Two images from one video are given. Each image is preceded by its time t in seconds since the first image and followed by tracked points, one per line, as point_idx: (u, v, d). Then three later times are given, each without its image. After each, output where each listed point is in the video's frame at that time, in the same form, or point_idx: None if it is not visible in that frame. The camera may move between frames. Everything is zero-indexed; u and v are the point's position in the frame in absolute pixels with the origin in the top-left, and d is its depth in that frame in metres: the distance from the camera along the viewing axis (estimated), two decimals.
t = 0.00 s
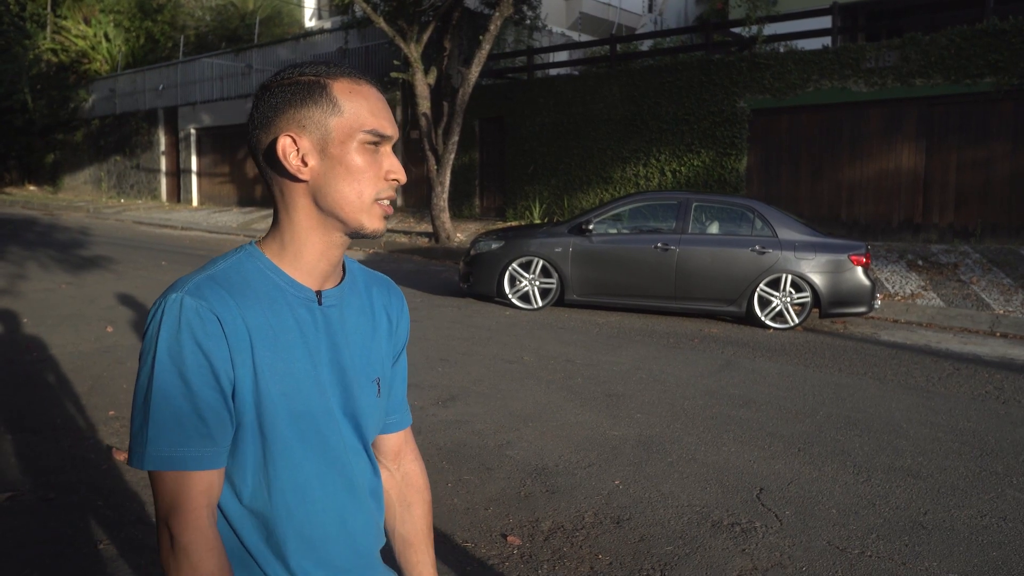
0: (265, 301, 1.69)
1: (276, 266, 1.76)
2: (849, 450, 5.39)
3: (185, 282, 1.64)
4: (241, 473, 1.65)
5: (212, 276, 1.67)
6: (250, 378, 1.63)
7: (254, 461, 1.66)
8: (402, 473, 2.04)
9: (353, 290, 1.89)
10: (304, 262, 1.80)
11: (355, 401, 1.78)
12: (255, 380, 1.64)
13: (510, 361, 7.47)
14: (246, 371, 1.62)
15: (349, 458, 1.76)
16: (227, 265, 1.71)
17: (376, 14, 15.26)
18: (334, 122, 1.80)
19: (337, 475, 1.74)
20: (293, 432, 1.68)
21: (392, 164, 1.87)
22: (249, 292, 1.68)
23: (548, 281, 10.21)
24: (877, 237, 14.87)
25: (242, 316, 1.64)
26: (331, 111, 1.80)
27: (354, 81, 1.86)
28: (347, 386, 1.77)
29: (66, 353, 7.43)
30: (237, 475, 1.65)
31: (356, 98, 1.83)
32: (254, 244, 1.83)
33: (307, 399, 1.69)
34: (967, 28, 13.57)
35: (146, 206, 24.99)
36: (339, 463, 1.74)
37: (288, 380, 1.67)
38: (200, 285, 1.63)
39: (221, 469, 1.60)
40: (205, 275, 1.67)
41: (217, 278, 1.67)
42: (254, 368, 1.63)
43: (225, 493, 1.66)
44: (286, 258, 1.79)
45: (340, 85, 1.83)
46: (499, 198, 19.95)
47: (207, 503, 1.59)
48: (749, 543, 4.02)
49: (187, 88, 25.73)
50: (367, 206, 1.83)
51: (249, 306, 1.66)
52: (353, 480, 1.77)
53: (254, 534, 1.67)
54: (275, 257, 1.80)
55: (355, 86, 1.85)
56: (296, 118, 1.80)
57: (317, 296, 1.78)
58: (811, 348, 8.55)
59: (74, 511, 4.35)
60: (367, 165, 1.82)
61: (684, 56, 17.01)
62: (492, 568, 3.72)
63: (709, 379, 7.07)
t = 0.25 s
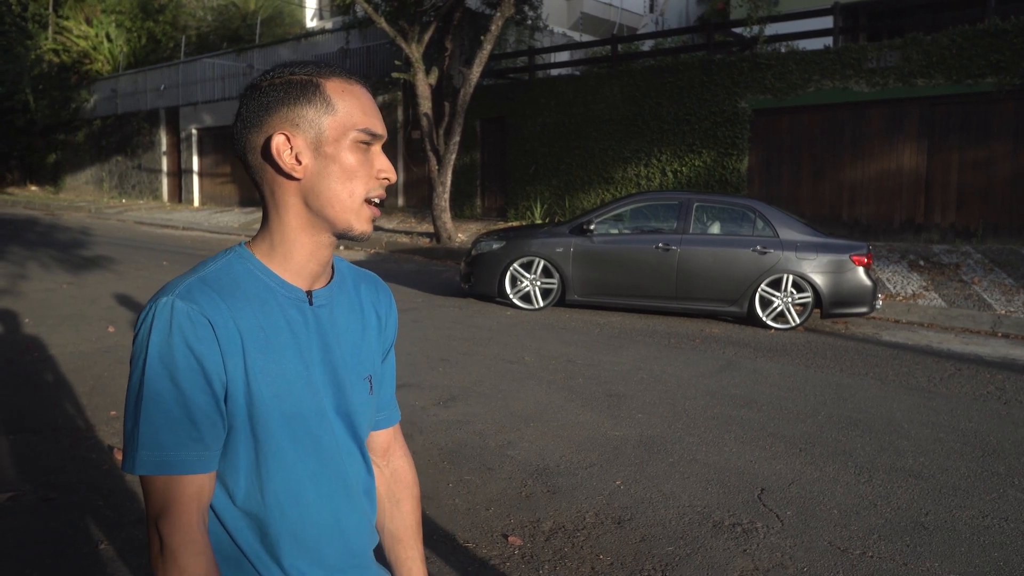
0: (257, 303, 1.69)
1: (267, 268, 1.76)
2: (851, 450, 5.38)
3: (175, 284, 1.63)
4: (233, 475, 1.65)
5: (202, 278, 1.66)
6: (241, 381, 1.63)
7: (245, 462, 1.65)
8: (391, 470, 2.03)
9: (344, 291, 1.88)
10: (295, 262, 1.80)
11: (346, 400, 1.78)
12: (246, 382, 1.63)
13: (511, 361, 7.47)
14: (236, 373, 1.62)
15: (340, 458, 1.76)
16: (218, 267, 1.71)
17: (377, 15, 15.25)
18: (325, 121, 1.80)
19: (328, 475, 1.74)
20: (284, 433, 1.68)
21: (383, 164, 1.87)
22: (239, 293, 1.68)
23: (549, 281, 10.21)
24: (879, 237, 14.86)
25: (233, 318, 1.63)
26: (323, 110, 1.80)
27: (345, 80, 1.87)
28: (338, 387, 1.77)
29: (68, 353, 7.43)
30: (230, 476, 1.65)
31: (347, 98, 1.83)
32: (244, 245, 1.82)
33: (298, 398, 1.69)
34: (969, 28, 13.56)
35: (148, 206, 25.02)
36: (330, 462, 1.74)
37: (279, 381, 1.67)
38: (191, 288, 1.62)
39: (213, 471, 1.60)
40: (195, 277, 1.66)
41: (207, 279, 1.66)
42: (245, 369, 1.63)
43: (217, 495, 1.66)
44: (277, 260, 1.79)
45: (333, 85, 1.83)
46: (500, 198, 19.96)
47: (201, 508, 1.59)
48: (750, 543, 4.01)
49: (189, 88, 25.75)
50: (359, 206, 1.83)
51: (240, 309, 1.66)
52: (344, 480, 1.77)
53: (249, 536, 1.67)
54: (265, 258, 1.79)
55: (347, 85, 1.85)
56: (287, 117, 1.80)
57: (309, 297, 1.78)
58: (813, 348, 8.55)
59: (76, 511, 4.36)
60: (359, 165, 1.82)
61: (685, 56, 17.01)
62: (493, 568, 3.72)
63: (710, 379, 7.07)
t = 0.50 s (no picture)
0: (249, 304, 1.69)
1: (259, 270, 1.76)
2: (852, 450, 5.38)
3: (166, 287, 1.63)
4: (226, 476, 1.65)
5: (194, 282, 1.66)
6: (232, 383, 1.63)
7: (239, 463, 1.66)
8: (384, 467, 2.03)
9: (334, 291, 1.88)
10: (288, 263, 1.80)
11: (339, 399, 1.78)
12: (237, 383, 1.63)
13: (512, 361, 7.46)
14: (228, 375, 1.62)
15: (333, 458, 1.76)
16: (209, 269, 1.71)
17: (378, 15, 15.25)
18: (316, 122, 1.80)
19: (321, 476, 1.74)
20: (276, 434, 1.68)
21: (373, 164, 1.87)
22: (230, 296, 1.68)
23: (550, 281, 10.21)
24: (880, 237, 14.84)
25: (224, 321, 1.63)
26: (313, 111, 1.80)
27: (336, 80, 1.86)
28: (330, 387, 1.77)
29: (69, 353, 7.44)
30: (223, 479, 1.65)
31: (338, 98, 1.83)
32: (236, 247, 1.82)
33: (289, 399, 1.69)
34: (971, 28, 13.56)
35: (149, 206, 25.05)
36: (323, 463, 1.74)
37: (270, 383, 1.67)
38: (182, 291, 1.62)
39: (206, 473, 1.60)
40: (186, 280, 1.66)
41: (199, 282, 1.66)
42: (236, 372, 1.63)
43: (211, 497, 1.66)
44: (269, 261, 1.79)
45: (323, 86, 1.83)
46: (502, 198, 19.95)
47: (195, 511, 1.59)
48: (751, 543, 4.01)
49: (190, 88, 25.77)
50: (351, 207, 1.83)
51: (232, 311, 1.66)
52: (338, 480, 1.77)
53: (243, 537, 1.67)
54: (257, 260, 1.79)
55: (337, 86, 1.85)
56: (278, 118, 1.79)
57: (301, 298, 1.78)
58: (815, 349, 8.54)
59: (77, 511, 4.36)
60: (350, 165, 1.82)
61: (687, 56, 17.01)
62: (494, 568, 3.72)
63: (711, 379, 7.07)
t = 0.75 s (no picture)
0: (245, 306, 1.69)
1: (256, 272, 1.76)
2: (854, 451, 5.39)
3: (163, 290, 1.64)
4: (223, 477, 1.66)
5: (190, 284, 1.66)
6: (229, 384, 1.63)
7: (236, 463, 1.66)
8: (380, 464, 2.03)
9: (331, 291, 1.88)
10: (284, 264, 1.80)
11: (336, 400, 1.78)
12: (234, 385, 1.64)
13: (514, 361, 7.46)
14: (224, 377, 1.62)
15: (330, 458, 1.76)
16: (206, 272, 1.71)
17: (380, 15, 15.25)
18: (310, 123, 1.80)
19: (318, 477, 1.73)
20: (273, 435, 1.68)
21: (367, 164, 1.87)
22: (227, 297, 1.68)
23: (552, 281, 10.20)
24: (882, 237, 14.83)
25: (221, 323, 1.64)
26: (308, 112, 1.80)
27: (331, 82, 1.86)
28: (327, 387, 1.77)
29: (71, 353, 7.44)
30: (220, 480, 1.65)
31: (332, 100, 1.83)
32: (233, 249, 1.82)
33: (286, 400, 1.69)
34: (973, 28, 13.54)
35: (151, 206, 25.07)
36: (320, 463, 1.74)
37: (266, 384, 1.67)
38: (179, 293, 1.63)
39: (203, 474, 1.60)
40: (182, 283, 1.66)
41: (196, 285, 1.67)
42: (233, 373, 1.63)
43: (208, 498, 1.66)
44: (265, 262, 1.79)
45: (317, 88, 1.83)
46: (503, 198, 19.95)
47: (192, 511, 1.59)
48: (753, 544, 4.01)
49: (192, 89, 25.82)
50: (346, 207, 1.83)
51: (228, 312, 1.66)
52: (334, 480, 1.77)
53: (241, 538, 1.67)
54: (253, 261, 1.79)
55: (332, 87, 1.85)
56: (272, 120, 1.79)
57: (297, 299, 1.78)
58: (817, 349, 8.53)
59: (80, 511, 4.36)
60: (344, 167, 1.82)
61: (689, 56, 17.01)
62: (496, 569, 3.72)
63: (713, 380, 7.07)
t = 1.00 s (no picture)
0: (247, 307, 1.69)
1: (258, 273, 1.76)
2: (856, 451, 5.39)
3: (166, 290, 1.64)
4: (223, 478, 1.66)
5: (193, 285, 1.67)
6: (231, 385, 1.63)
7: (236, 465, 1.66)
8: (383, 466, 2.03)
9: (334, 294, 1.88)
10: (286, 266, 1.80)
11: (338, 402, 1.79)
12: (236, 386, 1.64)
13: (516, 362, 7.46)
14: (227, 379, 1.62)
15: (332, 460, 1.76)
16: (209, 273, 1.71)
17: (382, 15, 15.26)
18: (314, 126, 1.80)
19: (319, 479, 1.74)
20: (274, 436, 1.68)
21: (371, 168, 1.87)
22: (229, 298, 1.68)
23: (554, 282, 10.19)
24: (884, 238, 14.83)
25: (223, 325, 1.64)
26: (313, 115, 1.80)
27: (336, 86, 1.86)
28: (329, 390, 1.77)
29: (73, 354, 7.45)
30: (220, 480, 1.66)
31: (336, 103, 1.83)
32: (235, 250, 1.82)
33: (288, 401, 1.69)
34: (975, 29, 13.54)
35: (153, 207, 25.09)
36: (322, 466, 1.74)
37: (268, 386, 1.67)
38: (181, 294, 1.63)
39: (202, 475, 1.60)
40: (185, 283, 1.67)
41: (198, 286, 1.67)
42: (235, 375, 1.64)
43: (208, 499, 1.66)
44: (267, 264, 1.79)
45: (322, 91, 1.83)
46: (505, 199, 19.96)
47: (190, 513, 1.59)
48: (755, 544, 4.01)
49: (194, 89, 25.85)
50: (349, 210, 1.83)
51: (230, 314, 1.66)
52: (335, 482, 1.77)
53: (240, 538, 1.67)
54: (256, 263, 1.79)
55: (336, 91, 1.85)
56: (276, 122, 1.79)
57: (299, 301, 1.78)
58: (818, 349, 8.53)
59: (82, 511, 4.37)
60: (347, 170, 1.82)
61: (691, 57, 16.99)
62: (498, 569, 3.72)
63: (715, 380, 7.07)
